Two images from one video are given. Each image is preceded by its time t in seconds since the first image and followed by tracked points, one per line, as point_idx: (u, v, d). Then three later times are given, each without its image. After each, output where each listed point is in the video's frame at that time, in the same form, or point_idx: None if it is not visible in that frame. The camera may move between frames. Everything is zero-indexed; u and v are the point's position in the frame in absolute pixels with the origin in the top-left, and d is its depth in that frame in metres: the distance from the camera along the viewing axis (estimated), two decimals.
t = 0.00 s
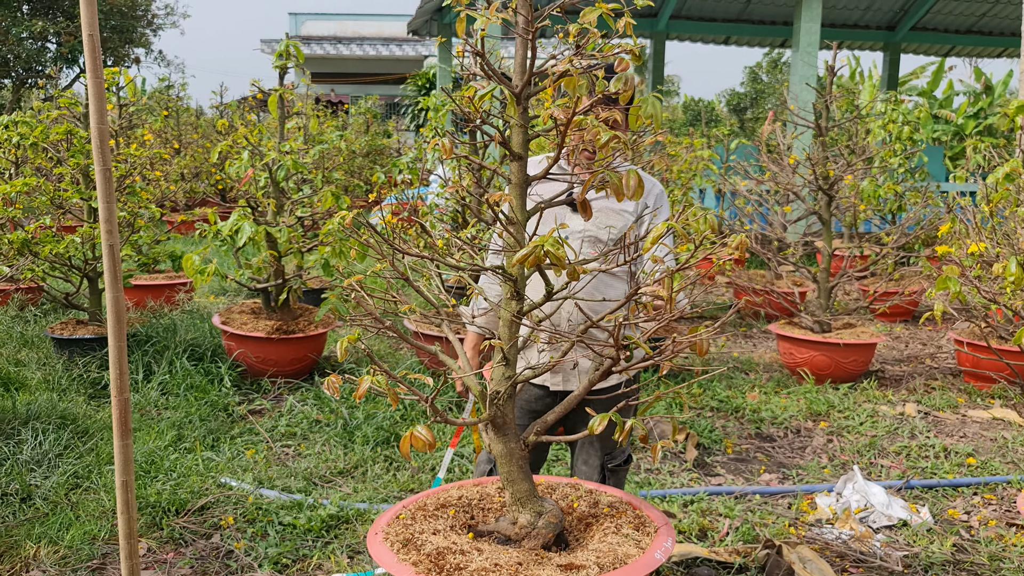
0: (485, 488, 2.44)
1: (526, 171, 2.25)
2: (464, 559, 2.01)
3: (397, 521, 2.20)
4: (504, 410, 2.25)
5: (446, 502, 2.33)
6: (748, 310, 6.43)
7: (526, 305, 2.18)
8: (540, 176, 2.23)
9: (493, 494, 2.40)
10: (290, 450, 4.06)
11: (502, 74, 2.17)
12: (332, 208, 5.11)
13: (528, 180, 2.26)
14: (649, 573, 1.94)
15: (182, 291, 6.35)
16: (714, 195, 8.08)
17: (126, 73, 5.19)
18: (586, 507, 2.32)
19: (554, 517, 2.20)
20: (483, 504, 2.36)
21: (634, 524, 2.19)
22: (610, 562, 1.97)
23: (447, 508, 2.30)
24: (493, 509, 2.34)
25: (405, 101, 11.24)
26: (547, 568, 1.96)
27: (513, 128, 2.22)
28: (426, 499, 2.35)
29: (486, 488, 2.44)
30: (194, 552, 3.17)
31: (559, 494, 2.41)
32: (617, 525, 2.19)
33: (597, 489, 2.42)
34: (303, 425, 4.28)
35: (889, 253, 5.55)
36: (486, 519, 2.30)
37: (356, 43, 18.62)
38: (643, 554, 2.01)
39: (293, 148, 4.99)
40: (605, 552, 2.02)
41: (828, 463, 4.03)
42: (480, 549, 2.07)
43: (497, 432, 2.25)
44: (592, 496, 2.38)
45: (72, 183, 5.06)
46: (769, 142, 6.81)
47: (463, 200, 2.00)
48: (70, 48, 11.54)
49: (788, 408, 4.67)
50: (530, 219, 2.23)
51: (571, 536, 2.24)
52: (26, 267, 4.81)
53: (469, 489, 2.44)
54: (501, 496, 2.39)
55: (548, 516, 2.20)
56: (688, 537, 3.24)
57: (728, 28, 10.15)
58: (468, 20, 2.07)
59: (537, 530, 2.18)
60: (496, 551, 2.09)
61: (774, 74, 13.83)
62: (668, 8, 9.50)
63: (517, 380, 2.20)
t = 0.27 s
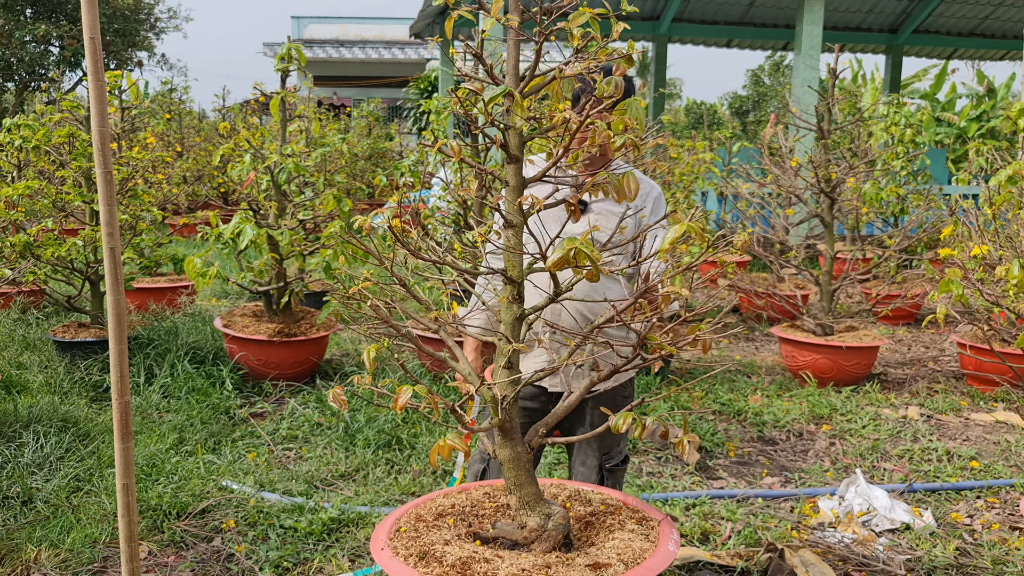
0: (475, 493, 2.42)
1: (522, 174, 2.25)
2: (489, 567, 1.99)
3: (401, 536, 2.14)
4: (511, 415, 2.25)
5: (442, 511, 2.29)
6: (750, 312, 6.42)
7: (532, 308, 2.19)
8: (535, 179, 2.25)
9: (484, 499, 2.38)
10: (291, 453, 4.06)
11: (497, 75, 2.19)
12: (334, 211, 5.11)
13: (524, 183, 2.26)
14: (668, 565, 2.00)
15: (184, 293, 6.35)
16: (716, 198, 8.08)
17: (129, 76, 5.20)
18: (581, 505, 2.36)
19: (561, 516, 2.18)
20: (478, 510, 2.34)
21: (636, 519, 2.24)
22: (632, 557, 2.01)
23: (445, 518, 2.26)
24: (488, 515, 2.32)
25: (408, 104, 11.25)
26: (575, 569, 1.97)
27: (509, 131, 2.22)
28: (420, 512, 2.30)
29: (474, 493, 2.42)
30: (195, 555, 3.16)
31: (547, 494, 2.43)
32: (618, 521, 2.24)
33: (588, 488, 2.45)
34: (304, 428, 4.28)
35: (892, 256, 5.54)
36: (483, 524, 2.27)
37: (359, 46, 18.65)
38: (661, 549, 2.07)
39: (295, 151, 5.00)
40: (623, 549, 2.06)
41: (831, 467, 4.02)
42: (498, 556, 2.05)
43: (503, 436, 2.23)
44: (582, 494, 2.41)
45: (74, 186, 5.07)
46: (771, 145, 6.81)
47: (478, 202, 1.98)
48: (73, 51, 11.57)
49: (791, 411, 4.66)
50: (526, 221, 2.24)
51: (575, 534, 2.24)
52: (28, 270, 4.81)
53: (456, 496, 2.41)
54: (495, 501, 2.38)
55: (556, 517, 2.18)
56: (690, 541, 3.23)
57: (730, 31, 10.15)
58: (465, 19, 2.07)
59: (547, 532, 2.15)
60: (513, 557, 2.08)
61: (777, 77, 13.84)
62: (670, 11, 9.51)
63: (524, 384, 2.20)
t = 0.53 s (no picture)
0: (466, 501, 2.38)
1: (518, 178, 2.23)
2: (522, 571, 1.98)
3: (416, 552, 2.07)
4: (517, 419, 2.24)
5: (443, 522, 2.25)
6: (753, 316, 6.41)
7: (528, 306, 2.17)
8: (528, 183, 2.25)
9: (476, 508, 2.35)
10: (293, 457, 4.05)
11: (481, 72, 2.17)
12: (335, 214, 5.11)
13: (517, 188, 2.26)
14: (683, 553, 2.09)
15: (186, 297, 6.35)
16: (718, 201, 8.07)
17: (131, 80, 5.20)
18: (572, 504, 2.38)
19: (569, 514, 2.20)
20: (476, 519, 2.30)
21: (633, 513, 2.31)
22: (652, 548, 2.08)
23: (448, 529, 2.22)
24: (486, 522, 2.30)
25: (409, 108, 11.25)
26: (608, 563, 2.00)
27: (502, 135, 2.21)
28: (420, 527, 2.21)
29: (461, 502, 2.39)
30: (197, 559, 3.16)
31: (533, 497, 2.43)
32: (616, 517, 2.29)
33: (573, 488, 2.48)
34: (306, 432, 4.27)
35: (894, 259, 5.53)
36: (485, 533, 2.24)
37: (361, 49, 18.69)
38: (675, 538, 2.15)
39: (297, 154, 5.00)
40: (640, 542, 2.12)
41: (834, 470, 4.01)
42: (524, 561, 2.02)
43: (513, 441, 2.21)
44: (568, 494, 2.44)
45: (77, 190, 5.07)
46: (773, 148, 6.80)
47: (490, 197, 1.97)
48: (76, 55, 11.58)
49: (793, 415, 4.64)
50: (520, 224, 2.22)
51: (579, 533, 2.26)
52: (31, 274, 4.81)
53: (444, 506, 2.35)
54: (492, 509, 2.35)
55: (567, 518, 2.19)
56: (692, 544, 3.22)
57: (732, 34, 10.16)
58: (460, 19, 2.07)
59: (560, 534, 2.16)
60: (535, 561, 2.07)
61: (778, 80, 13.84)
62: (671, 15, 9.51)
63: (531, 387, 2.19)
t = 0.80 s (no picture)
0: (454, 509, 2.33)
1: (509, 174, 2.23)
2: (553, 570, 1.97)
3: (439, 565, 2.01)
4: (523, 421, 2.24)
5: (448, 532, 2.19)
6: (754, 318, 6.40)
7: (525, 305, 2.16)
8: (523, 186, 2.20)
9: (467, 515, 2.31)
10: (293, 459, 4.05)
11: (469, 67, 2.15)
12: (336, 216, 5.11)
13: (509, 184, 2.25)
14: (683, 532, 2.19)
15: (186, 299, 6.35)
16: (719, 204, 8.07)
17: (132, 82, 5.20)
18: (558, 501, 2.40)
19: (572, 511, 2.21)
20: (473, 527, 2.26)
21: (621, 504, 2.37)
22: (660, 534, 2.16)
23: (454, 538, 2.17)
24: (483, 527, 2.27)
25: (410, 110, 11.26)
26: (634, 554, 2.05)
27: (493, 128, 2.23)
28: (424, 540, 2.14)
29: (447, 510, 2.33)
30: (197, 561, 3.16)
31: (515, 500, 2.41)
32: (607, 510, 2.33)
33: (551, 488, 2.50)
34: (307, 434, 4.27)
35: (895, 261, 5.53)
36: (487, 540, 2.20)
37: (362, 52, 18.71)
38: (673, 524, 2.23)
39: (297, 156, 5.00)
40: (647, 532, 2.18)
41: (835, 473, 4.00)
42: (551, 563, 2.02)
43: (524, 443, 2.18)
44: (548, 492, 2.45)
45: (78, 192, 5.07)
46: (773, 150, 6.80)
47: (508, 195, 1.97)
48: (77, 57, 11.59)
49: (795, 417, 4.64)
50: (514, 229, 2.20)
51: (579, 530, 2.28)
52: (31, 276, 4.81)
53: (435, 516, 2.29)
54: (483, 516, 2.32)
55: (575, 515, 2.20)
56: (693, 547, 3.22)
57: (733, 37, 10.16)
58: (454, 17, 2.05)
59: (571, 533, 2.17)
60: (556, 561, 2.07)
61: (779, 82, 13.86)
62: (672, 17, 9.52)
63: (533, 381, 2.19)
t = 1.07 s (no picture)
0: (446, 521, 2.27)
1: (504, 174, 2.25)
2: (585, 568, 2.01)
3: None
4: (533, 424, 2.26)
5: (461, 543, 2.15)
6: (755, 321, 6.39)
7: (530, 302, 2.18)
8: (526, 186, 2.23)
9: (460, 526, 2.25)
10: (295, 461, 4.04)
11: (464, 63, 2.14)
12: (338, 219, 5.11)
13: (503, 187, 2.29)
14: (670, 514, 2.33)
15: (188, 301, 6.35)
16: (720, 207, 8.07)
17: (134, 85, 5.21)
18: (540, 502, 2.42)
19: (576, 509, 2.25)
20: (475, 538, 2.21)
21: (603, 497, 2.44)
22: (658, 519, 2.28)
23: (470, 549, 2.13)
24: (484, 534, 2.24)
25: (412, 114, 11.28)
26: (653, 542, 2.13)
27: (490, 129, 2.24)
28: (436, 556, 2.07)
29: (438, 522, 2.27)
30: (199, 564, 3.15)
31: (498, 505, 2.39)
32: (594, 505, 2.39)
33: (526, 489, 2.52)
34: (308, 437, 4.27)
35: (897, 264, 5.53)
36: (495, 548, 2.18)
37: (363, 56, 18.75)
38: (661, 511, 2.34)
39: (299, 159, 5.00)
40: (647, 522, 2.27)
41: (837, 475, 3.99)
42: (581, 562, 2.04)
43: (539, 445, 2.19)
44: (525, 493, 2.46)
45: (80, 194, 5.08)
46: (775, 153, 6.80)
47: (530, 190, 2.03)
48: (79, 61, 11.61)
49: (797, 420, 4.63)
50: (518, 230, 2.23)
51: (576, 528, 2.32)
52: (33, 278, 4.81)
53: (430, 530, 2.22)
54: (477, 525, 2.28)
55: (582, 513, 2.23)
56: (696, 550, 3.21)
57: (734, 40, 10.18)
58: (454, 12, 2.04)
59: (580, 531, 2.21)
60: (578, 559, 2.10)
61: (780, 86, 13.87)
62: (673, 20, 9.53)
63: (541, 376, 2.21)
